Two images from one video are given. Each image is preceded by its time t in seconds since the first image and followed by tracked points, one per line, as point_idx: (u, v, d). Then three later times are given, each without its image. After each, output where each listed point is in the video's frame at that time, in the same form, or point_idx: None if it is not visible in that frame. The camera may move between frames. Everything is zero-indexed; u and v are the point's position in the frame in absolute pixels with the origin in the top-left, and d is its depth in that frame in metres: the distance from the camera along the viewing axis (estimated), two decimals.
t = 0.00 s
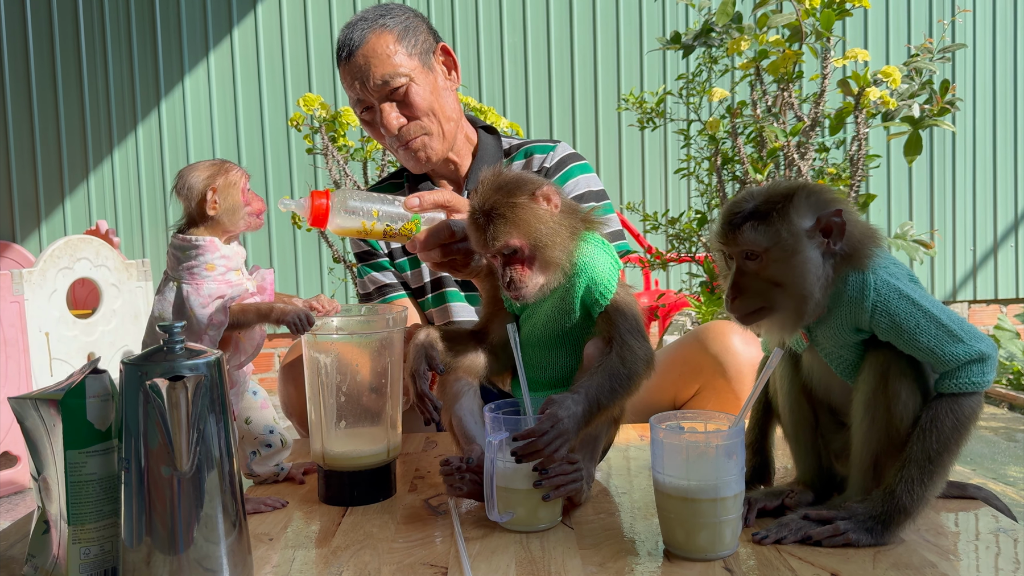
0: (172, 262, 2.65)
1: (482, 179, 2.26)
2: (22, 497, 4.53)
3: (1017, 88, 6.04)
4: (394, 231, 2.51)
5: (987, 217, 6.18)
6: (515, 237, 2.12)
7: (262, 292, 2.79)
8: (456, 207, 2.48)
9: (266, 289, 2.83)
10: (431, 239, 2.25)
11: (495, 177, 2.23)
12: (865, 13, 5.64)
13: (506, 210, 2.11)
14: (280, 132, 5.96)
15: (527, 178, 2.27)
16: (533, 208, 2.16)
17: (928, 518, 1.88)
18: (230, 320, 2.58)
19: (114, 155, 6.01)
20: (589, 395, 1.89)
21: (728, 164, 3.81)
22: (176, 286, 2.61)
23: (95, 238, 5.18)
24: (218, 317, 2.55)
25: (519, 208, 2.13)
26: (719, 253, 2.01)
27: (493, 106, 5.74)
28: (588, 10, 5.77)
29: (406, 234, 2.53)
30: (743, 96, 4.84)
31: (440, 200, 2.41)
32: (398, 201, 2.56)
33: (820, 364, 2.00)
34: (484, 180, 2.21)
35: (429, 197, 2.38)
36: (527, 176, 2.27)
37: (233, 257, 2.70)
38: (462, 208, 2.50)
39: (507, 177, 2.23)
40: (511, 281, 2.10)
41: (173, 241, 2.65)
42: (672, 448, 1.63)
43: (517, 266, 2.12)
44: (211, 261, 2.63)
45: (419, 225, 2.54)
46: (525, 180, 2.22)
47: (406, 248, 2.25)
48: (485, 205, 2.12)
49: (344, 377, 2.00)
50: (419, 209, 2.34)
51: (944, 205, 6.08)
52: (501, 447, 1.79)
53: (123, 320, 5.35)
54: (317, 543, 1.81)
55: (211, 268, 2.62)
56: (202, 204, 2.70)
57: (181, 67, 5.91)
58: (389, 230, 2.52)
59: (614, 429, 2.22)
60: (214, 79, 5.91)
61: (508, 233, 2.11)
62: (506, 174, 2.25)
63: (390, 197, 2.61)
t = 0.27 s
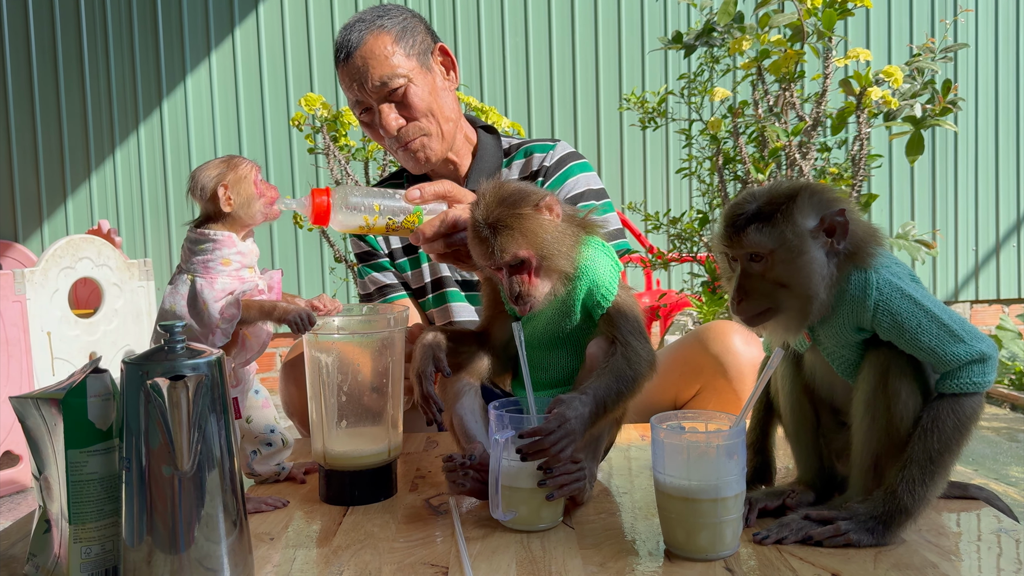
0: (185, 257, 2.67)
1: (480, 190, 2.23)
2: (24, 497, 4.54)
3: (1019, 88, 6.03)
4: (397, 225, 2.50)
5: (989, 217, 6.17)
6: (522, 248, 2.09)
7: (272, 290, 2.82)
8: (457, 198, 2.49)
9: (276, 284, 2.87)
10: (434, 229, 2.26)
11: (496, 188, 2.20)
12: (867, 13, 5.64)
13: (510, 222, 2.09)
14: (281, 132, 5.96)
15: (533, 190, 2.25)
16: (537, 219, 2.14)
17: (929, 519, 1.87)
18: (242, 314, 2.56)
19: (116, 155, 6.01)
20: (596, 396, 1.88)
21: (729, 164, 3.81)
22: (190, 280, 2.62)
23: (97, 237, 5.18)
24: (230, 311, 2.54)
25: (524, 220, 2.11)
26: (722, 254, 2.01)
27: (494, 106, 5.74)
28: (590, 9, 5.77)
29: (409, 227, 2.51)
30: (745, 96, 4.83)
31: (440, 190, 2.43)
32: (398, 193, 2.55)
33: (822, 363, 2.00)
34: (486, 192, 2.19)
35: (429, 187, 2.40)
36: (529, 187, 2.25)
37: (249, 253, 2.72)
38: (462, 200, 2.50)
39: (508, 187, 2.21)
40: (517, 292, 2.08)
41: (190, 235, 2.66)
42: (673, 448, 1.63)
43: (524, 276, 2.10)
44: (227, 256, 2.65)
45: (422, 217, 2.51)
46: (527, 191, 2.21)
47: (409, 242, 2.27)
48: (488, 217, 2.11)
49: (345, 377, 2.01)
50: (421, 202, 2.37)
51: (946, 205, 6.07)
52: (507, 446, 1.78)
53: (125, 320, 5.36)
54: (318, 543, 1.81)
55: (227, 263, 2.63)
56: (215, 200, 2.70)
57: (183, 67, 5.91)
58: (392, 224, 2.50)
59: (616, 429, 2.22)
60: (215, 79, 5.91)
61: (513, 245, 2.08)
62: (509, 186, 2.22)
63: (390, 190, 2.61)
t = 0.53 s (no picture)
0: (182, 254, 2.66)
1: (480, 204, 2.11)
2: (26, 495, 4.54)
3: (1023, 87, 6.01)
4: (388, 207, 2.45)
5: (992, 216, 6.16)
6: (530, 260, 2.03)
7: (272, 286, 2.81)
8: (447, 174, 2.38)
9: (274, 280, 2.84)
10: (427, 207, 2.31)
11: (497, 201, 2.09)
12: (870, 12, 5.62)
13: (515, 233, 2.01)
14: (283, 131, 5.96)
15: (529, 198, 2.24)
16: (541, 231, 2.07)
17: (933, 518, 1.87)
18: (242, 311, 2.57)
19: (118, 153, 6.02)
20: (604, 395, 1.88)
21: (732, 163, 3.80)
22: (187, 278, 2.62)
23: (99, 236, 5.18)
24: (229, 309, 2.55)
25: (529, 232, 2.04)
26: (723, 255, 2.00)
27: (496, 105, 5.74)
28: (592, 8, 5.76)
29: (401, 208, 2.46)
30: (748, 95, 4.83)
31: (431, 167, 2.33)
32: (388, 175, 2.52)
33: (825, 362, 1.99)
34: (487, 206, 2.07)
35: (419, 165, 2.31)
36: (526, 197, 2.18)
37: (245, 249, 2.70)
38: (452, 176, 2.39)
39: (511, 200, 2.10)
40: (522, 302, 2.03)
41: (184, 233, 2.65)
42: (675, 446, 1.63)
43: (529, 288, 2.05)
44: (223, 253, 2.63)
45: (413, 196, 2.47)
46: (528, 202, 2.13)
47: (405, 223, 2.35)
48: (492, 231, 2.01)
49: (347, 375, 2.01)
50: (411, 181, 2.28)
51: (949, 204, 6.06)
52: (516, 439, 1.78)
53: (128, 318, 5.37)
54: (320, 541, 1.81)
55: (223, 260, 2.62)
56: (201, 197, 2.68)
57: (185, 66, 5.92)
58: (383, 206, 2.46)
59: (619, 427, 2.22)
60: (218, 78, 5.91)
61: (523, 257, 2.01)
62: (510, 197, 2.13)
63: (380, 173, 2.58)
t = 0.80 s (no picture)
0: (176, 253, 2.77)
1: (484, 211, 1.98)
2: (28, 492, 4.55)
3: None
4: (377, 199, 2.44)
5: (996, 215, 6.15)
6: (541, 269, 1.93)
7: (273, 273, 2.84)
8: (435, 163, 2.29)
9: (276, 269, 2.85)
10: (415, 197, 2.23)
11: (503, 209, 1.95)
12: (873, 10, 5.61)
13: (524, 244, 1.90)
14: (286, 129, 5.96)
15: (527, 197, 2.22)
16: (550, 239, 1.95)
17: (937, 517, 1.86)
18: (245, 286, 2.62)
19: (121, 151, 6.02)
20: (611, 395, 1.89)
21: (735, 161, 3.79)
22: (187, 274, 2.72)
23: (101, 233, 5.18)
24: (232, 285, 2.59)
25: (539, 243, 1.91)
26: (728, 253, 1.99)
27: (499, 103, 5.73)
28: (594, 6, 5.76)
29: (391, 200, 2.46)
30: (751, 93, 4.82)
31: (418, 156, 2.24)
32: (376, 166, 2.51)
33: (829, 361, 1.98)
34: (492, 215, 1.94)
35: (405, 155, 2.22)
36: (527, 203, 2.05)
37: (236, 239, 2.78)
38: (441, 163, 2.30)
39: (517, 209, 1.96)
40: (529, 310, 1.95)
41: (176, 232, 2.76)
42: (680, 445, 1.62)
43: (536, 296, 1.96)
44: (216, 244, 2.72)
45: (402, 186, 2.47)
46: (533, 209, 2.00)
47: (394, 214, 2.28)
48: (500, 241, 1.91)
49: (350, 372, 2.02)
50: (398, 171, 2.21)
51: (952, 203, 6.05)
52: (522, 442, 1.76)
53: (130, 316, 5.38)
54: (322, 539, 1.81)
55: (217, 251, 2.71)
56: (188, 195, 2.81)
57: (188, 64, 5.92)
58: (372, 199, 2.45)
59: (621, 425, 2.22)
60: (220, 75, 5.91)
61: (533, 267, 1.91)
62: (514, 203, 1.99)
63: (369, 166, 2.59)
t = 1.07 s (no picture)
0: (173, 251, 2.71)
1: (487, 202, 1.98)
2: (30, 490, 4.55)
3: None
4: (366, 196, 2.43)
5: (997, 215, 6.14)
6: (537, 266, 1.92)
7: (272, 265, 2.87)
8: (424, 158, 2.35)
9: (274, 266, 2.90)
10: (405, 193, 2.28)
11: (507, 204, 1.95)
12: (875, 9, 5.61)
13: (524, 240, 1.90)
14: (287, 127, 5.95)
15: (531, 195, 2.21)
16: (551, 236, 1.95)
17: (938, 516, 1.86)
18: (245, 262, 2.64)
19: (122, 149, 6.02)
20: (597, 390, 1.89)
21: (737, 160, 3.79)
22: (187, 270, 2.67)
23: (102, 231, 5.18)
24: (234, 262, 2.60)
25: (542, 240, 1.92)
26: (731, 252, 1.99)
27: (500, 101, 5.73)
28: (596, 5, 5.75)
29: (379, 197, 2.45)
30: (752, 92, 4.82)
31: (407, 152, 2.31)
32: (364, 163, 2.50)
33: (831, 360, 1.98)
34: (497, 208, 1.94)
35: (393, 152, 2.29)
36: (533, 201, 2.04)
37: (232, 230, 2.72)
38: (430, 159, 2.35)
39: (522, 206, 1.95)
40: (523, 309, 1.93)
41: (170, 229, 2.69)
42: (680, 443, 1.62)
43: (530, 294, 1.95)
44: (214, 236, 2.65)
45: (391, 182, 2.47)
46: (537, 207, 1.99)
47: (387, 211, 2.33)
48: (501, 236, 1.91)
49: (351, 370, 2.02)
50: (387, 167, 2.27)
51: (954, 202, 6.05)
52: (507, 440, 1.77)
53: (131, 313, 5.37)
54: (323, 537, 1.81)
55: (215, 244, 2.64)
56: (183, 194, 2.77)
57: (189, 62, 5.91)
58: (360, 197, 2.44)
59: (622, 424, 2.22)
60: (222, 74, 5.91)
61: (531, 264, 1.91)
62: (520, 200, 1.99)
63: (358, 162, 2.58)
